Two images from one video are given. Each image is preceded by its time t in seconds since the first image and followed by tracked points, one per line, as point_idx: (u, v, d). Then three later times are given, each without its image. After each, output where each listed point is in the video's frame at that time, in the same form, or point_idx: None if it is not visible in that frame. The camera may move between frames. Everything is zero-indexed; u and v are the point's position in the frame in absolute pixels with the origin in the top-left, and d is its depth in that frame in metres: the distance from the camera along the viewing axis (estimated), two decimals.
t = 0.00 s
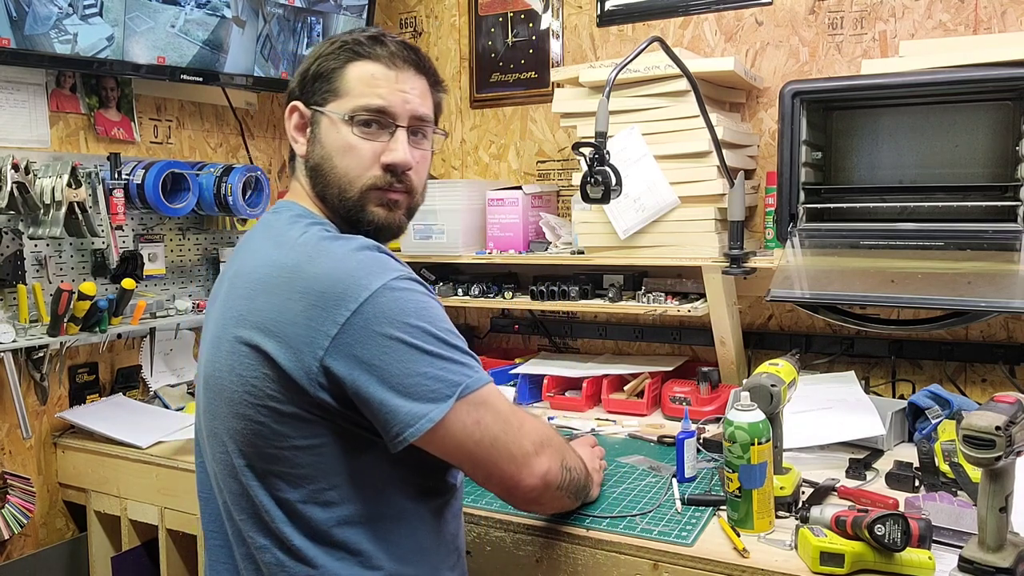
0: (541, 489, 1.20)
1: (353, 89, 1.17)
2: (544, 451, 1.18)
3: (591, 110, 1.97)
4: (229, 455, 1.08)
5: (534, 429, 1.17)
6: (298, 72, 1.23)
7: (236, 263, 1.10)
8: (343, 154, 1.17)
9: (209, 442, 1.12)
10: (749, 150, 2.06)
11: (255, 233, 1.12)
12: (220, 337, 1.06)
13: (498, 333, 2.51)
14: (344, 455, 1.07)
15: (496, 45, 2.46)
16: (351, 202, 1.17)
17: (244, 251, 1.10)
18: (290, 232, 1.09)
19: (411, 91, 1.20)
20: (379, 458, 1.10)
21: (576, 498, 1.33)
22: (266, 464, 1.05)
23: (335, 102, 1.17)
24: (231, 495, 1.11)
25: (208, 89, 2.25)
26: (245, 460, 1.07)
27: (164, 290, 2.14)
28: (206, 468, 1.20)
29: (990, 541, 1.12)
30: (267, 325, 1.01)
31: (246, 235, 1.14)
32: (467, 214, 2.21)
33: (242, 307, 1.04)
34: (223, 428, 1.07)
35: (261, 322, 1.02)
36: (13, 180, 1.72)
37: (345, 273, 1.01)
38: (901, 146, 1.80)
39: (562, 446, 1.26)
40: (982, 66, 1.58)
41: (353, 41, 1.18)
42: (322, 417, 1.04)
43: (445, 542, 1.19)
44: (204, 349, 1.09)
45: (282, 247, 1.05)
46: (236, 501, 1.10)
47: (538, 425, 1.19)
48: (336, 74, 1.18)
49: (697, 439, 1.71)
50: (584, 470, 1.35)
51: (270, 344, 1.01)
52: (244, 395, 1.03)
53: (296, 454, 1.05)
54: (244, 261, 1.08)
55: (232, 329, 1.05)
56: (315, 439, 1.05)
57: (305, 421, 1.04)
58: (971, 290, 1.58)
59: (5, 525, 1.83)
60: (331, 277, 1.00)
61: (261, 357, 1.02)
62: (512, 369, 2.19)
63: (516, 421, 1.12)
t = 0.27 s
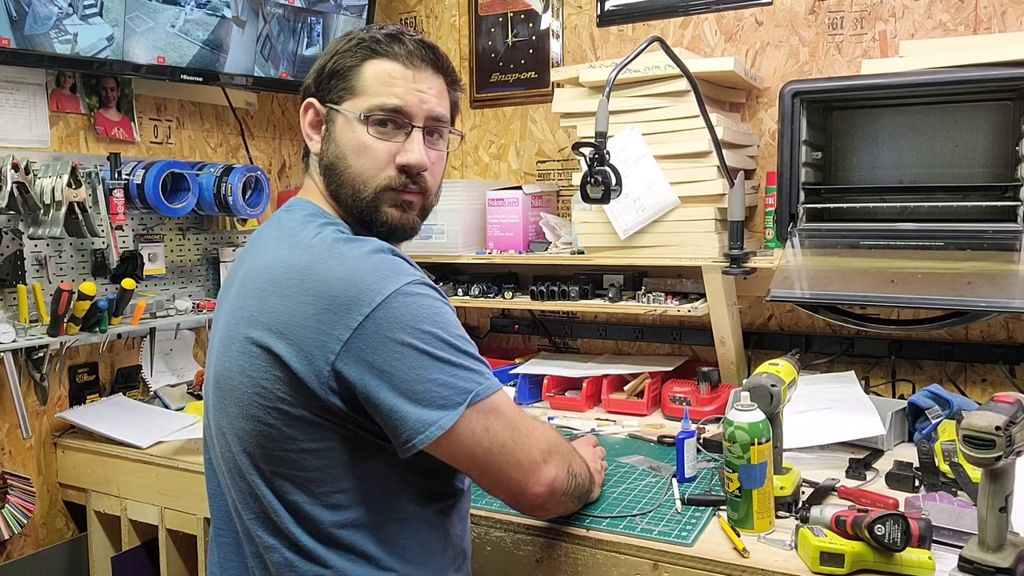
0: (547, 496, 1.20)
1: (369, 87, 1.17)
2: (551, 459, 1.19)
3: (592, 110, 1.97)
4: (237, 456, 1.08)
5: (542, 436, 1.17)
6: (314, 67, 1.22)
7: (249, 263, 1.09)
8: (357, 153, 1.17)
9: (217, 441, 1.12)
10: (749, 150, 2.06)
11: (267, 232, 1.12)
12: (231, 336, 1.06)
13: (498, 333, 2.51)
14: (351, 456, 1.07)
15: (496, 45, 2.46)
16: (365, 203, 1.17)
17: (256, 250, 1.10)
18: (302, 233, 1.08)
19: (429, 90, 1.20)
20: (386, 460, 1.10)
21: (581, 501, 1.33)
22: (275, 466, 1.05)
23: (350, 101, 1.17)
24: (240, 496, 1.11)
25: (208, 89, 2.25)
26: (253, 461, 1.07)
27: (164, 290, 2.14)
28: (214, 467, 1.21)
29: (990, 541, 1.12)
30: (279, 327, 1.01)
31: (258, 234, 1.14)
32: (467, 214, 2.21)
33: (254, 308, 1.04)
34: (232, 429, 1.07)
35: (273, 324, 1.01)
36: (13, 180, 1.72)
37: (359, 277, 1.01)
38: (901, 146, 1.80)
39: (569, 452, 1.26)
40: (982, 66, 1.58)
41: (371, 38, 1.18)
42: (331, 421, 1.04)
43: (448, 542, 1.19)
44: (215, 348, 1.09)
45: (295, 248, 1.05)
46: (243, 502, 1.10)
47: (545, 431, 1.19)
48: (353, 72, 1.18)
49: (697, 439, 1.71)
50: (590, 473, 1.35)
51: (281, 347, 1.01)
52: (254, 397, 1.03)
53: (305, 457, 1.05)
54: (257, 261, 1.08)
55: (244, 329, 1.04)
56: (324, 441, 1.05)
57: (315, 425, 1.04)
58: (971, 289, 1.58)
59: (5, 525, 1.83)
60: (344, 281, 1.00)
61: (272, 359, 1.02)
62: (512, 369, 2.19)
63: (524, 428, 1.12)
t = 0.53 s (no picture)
0: (546, 497, 1.20)
1: (368, 87, 1.16)
2: (549, 459, 1.19)
3: (592, 110, 1.97)
4: (236, 457, 1.08)
5: (540, 437, 1.17)
6: (313, 67, 1.22)
7: (248, 263, 1.09)
8: (357, 153, 1.17)
9: (217, 442, 1.12)
10: (749, 150, 2.06)
11: (266, 233, 1.12)
12: (231, 337, 1.06)
13: (498, 333, 2.51)
14: (351, 456, 1.07)
15: (496, 45, 2.46)
16: (365, 203, 1.17)
17: (255, 251, 1.10)
18: (301, 234, 1.08)
19: (428, 89, 1.20)
20: (387, 460, 1.10)
21: (580, 501, 1.33)
22: (275, 467, 1.05)
23: (350, 101, 1.17)
24: (240, 496, 1.11)
25: (208, 89, 2.25)
26: (253, 462, 1.07)
27: (164, 290, 2.14)
28: (215, 466, 1.21)
29: (990, 541, 1.12)
30: (278, 328, 1.01)
31: (258, 234, 1.14)
32: (467, 214, 2.21)
33: (253, 309, 1.04)
34: (232, 429, 1.07)
35: (272, 324, 1.02)
36: (13, 180, 1.72)
37: (358, 278, 1.01)
38: (901, 146, 1.80)
39: (568, 453, 1.26)
40: (982, 66, 1.58)
41: (369, 37, 1.18)
42: (330, 421, 1.04)
43: (449, 543, 1.19)
44: (214, 348, 1.09)
45: (295, 249, 1.05)
46: (243, 502, 1.11)
47: (543, 432, 1.19)
48: (352, 71, 1.18)
49: (698, 439, 1.71)
50: (588, 473, 1.35)
51: (279, 348, 1.01)
52: (253, 398, 1.03)
53: (306, 458, 1.05)
54: (256, 261, 1.08)
55: (243, 329, 1.05)
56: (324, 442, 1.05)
57: (314, 426, 1.04)
58: (971, 290, 1.58)
59: (5, 525, 1.83)
60: (342, 282, 1.00)
61: (270, 359, 1.02)
62: (512, 369, 2.19)
63: (522, 429, 1.12)
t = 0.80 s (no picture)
0: (539, 494, 1.20)
1: (355, 87, 1.16)
2: (543, 455, 1.19)
3: (592, 110, 1.97)
4: (230, 456, 1.08)
5: (533, 433, 1.17)
6: (302, 68, 1.23)
7: (240, 263, 1.09)
8: (344, 153, 1.17)
9: (212, 441, 1.13)
10: (749, 150, 2.06)
11: (258, 233, 1.12)
12: (223, 337, 1.06)
13: (498, 333, 2.51)
14: (342, 456, 1.07)
15: (495, 45, 2.46)
16: (352, 203, 1.17)
17: (247, 251, 1.10)
18: (292, 233, 1.08)
19: (416, 88, 1.20)
20: (379, 459, 1.10)
21: (576, 499, 1.33)
22: (268, 466, 1.05)
23: (337, 101, 1.17)
24: (234, 495, 1.11)
25: (208, 89, 2.25)
26: (247, 461, 1.07)
27: (164, 290, 2.14)
28: (211, 466, 1.21)
29: (991, 541, 1.12)
30: (268, 328, 1.01)
31: (251, 235, 1.14)
32: (467, 214, 2.21)
33: (244, 309, 1.04)
34: (226, 428, 1.07)
35: (262, 324, 1.02)
36: (13, 180, 1.73)
37: (347, 277, 1.01)
38: (901, 146, 1.80)
39: (561, 450, 1.26)
40: (982, 66, 1.58)
41: (356, 37, 1.18)
42: (322, 421, 1.04)
43: (446, 542, 1.19)
44: (207, 349, 1.10)
45: (285, 249, 1.05)
46: (238, 502, 1.11)
47: (536, 429, 1.19)
48: (339, 72, 1.18)
49: (697, 439, 1.71)
50: (584, 471, 1.35)
51: (269, 347, 1.01)
52: (245, 397, 1.04)
53: (299, 458, 1.05)
54: (247, 262, 1.08)
55: (234, 329, 1.05)
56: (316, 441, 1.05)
57: (306, 425, 1.04)
58: (971, 289, 1.58)
59: (5, 525, 1.83)
60: (330, 281, 1.00)
61: (261, 359, 1.02)
62: (512, 369, 2.19)
63: (514, 426, 1.12)
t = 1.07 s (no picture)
0: (533, 494, 1.20)
1: (347, 87, 1.17)
2: (536, 455, 1.19)
3: (592, 110, 1.97)
4: (225, 456, 1.09)
5: (526, 433, 1.17)
6: (295, 69, 1.23)
7: (235, 264, 1.10)
8: (337, 152, 1.17)
9: (208, 440, 1.13)
10: (749, 150, 2.06)
11: (253, 233, 1.13)
12: (218, 337, 1.07)
13: (498, 333, 2.51)
14: (334, 456, 1.07)
15: (495, 45, 2.46)
16: (345, 203, 1.17)
17: (242, 252, 1.10)
18: (286, 234, 1.08)
19: (408, 87, 1.20)
20: (374, 459, 1.10)
21: (572, 499, 1.33)
22: (260, 466, 1.06)
23: (329, 101, 1.17)
24: (227, 494, 1.11)
25: (208, 89, 2.25)
26: (241, 460, 1.07)
27: (164, 290, 2.14)
28: (208, 465, 1.21)
29: (991, 541, 1.12)
30: (261, 328, 1.01)
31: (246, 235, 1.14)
32: (467, 214, 2.21)
33: (237, 310, 1.04)
34: (221, 427, 1.08)
35: (255, 325, 1.02)
36: (12, 180, 1.73)
37: (338, 277, 1.01)
38: (901, 146, 1.80)
39: (556, 449, 1.26)
40: (982, 66, 1.58)
41: (347, 38, 1.18)
42: (313, 421, 1.04)
43: (442, 542, 1.19)
44: (202, 349, 1.10)
45: (278, 250, 1.05)
46: (233, 501, 1.11)
47: (529, 428, 1.19)
48: (331, 72, 1.18)
49: (697, 439, 1.71)
50: (581, 471, 1.35)
51: (262, 348, 1.01)
52: (239, 397, 1.04)
53: (292, 458, 1.05)
54: (241, 262, 1.08)
55: (228, 330, 1.05)
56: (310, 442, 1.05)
57: (298, 425, 1.04)
58: (971, 290, 1.58)
59: (4, 525, 1.83)
60: (322, 282, 1.00)
61: (254, 360, 1.02)
62: (512, 369, 2.19)
63: (507, 425, 1.12)
